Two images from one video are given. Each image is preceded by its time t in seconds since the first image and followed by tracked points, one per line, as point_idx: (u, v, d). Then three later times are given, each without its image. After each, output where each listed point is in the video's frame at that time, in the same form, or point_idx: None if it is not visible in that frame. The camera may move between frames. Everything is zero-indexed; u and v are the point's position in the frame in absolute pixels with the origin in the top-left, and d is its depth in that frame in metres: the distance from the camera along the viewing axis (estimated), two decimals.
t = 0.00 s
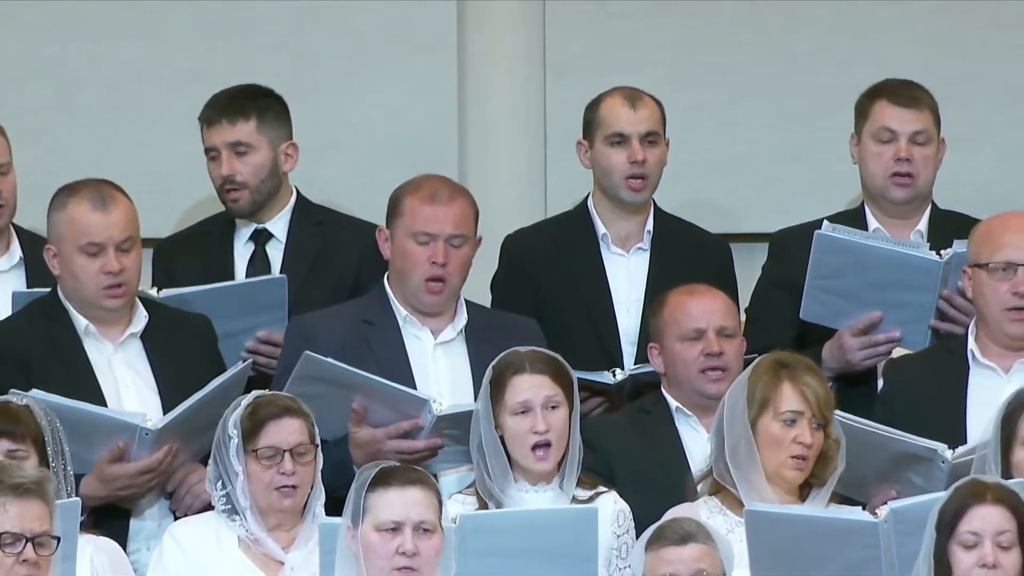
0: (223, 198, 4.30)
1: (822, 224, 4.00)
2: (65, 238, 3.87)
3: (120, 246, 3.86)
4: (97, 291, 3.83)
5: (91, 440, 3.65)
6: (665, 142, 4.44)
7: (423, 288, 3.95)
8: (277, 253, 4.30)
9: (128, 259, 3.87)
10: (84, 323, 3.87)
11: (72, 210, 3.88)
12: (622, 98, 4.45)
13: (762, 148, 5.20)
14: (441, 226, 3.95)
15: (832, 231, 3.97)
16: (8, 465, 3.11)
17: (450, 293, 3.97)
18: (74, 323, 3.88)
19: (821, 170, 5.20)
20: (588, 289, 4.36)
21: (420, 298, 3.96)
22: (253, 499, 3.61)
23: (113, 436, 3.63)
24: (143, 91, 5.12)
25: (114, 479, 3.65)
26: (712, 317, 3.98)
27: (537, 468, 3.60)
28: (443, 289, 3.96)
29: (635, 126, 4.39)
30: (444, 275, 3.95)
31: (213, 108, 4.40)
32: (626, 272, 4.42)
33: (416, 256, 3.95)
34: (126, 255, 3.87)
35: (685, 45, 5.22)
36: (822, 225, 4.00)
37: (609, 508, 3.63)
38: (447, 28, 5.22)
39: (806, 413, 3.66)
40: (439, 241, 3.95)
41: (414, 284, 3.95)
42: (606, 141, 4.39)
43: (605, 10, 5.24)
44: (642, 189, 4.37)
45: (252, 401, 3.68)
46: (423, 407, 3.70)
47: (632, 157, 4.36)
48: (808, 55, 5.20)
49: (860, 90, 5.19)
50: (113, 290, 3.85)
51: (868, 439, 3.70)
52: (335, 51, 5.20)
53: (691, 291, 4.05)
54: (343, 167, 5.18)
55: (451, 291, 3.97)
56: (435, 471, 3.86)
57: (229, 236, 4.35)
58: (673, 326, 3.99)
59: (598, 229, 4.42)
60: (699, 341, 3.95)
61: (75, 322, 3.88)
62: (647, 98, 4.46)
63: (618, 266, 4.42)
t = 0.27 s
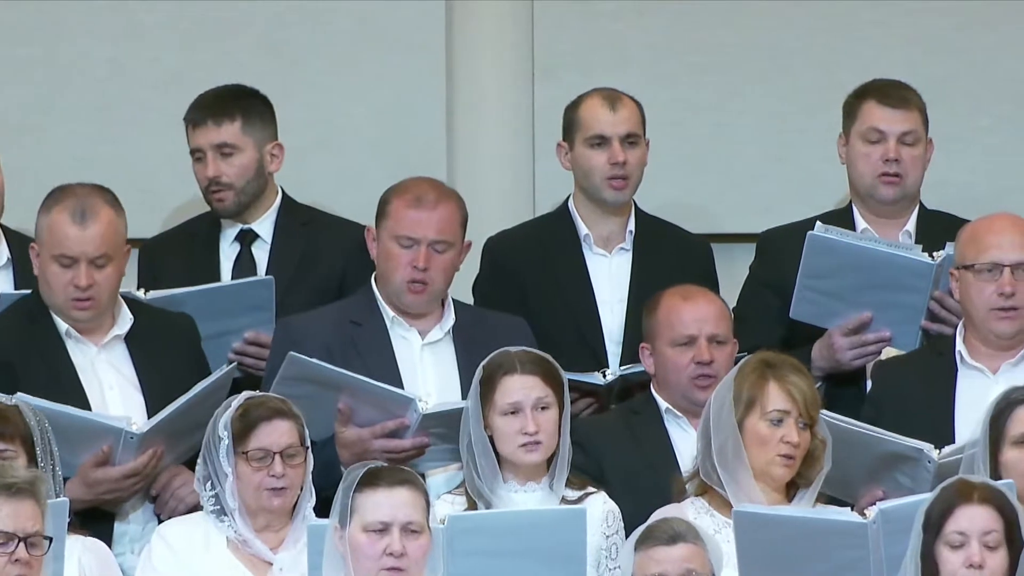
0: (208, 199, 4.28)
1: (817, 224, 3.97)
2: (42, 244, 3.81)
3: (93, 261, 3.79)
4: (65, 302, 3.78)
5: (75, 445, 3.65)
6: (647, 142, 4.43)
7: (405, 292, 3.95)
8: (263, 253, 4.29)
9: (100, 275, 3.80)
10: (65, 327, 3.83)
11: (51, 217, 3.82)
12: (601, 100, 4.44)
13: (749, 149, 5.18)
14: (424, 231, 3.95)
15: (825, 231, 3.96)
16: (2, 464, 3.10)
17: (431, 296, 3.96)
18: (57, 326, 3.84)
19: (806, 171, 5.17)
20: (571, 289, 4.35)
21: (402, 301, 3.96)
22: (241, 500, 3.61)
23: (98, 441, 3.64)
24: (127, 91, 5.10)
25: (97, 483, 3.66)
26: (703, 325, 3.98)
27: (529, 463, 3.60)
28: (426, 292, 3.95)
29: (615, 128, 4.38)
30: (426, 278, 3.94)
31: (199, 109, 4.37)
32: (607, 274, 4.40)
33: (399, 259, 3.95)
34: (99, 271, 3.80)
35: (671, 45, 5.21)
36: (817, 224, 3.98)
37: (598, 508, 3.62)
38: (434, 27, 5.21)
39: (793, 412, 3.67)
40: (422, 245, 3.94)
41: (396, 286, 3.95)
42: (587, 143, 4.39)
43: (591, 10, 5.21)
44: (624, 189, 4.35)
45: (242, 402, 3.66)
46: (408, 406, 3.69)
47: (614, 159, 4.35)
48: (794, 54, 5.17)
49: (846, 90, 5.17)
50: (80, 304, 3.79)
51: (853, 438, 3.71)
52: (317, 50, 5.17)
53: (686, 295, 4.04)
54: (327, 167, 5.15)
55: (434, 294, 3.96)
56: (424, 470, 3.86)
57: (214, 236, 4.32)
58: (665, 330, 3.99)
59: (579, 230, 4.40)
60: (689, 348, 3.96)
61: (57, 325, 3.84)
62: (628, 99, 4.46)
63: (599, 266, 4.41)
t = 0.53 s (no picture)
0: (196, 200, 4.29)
1: (810, 224, 3.97)
2: (24, 246, 3.81)
3: (76, 261, 3.79)
4: (49, 304, 3.79)
5: (65, 445, 3.63)
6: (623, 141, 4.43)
7: (394, 293, 3.97)
8: (251, 254, 4.30)
9: (83, 275, 3.80)
10: (49, 328, 3.84)
11: (32, 220, 3.81)
12: (576, 100, 4.43)
13: (739, 148, 5.19)
14: (413, 229, 3.96)
15: (818, 231, 3.95)
16: None
17: (418, 299, 3.98)
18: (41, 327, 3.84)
19: (797, 170, 5.18)
20: (550, 287, 4.35)
21: (390, 302, 3.98)
22: (233, 500, 3.61)
23: (88, 440, 3.63)
24: (117, 91, 5.10)
25: (88, 483, 3.65)
26: (695, 321, 3.99)
27: (517, 466, 3.60)
28: (414, 292, 3.97)
29: (591, 128, 4.38)
30: (413, 277, 3.96)
31: (187, 110, 4.37)
32: (591, 274, 4.40)
33: (387, 257, 3.95)
34: (82, 271, 3.80)
35: (662, 44, 5.20)
36: (810, 225, 3.97)
37: (586, 509, 3.61)
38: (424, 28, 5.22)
39: (782, 412, 3.66)
40: (410, 243, 3.95)
41: (385, 287, 3.96)
42: (563, 144, 4.39)
43: (582, 10, 5.21)
44: (601, 193, 4.36)
45: (233, 401, 3.67)
46: (397, 408, 3.70)
47: (591, 159, 4.35)
48: (784, 55, 5.18)
49: (837, 90, 5.18)
50: (64, 305, 3.79)
51: (846, 440, 3.70)
52: (308, 51, 5.17)
53: (678, 294, 4.04)
54: (317, 167, 5.15)
55: (421, 294, 3.98)
56: (416, 469, 3.87)
57: (201, 237, 4.33)
58: (657, 327, 4.00)
59: (560, 231, 4.41)
60: (682, 344, 3.96)
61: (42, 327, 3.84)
62: (603, 99, 4.46)
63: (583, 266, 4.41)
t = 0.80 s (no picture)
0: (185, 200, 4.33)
1: (799, 224, 3.98)
2: (8, 246, 3.83)
3: (59, 258, 3.81)
4: (34, 302, 3.81)
5: (53, 442, 3.64)
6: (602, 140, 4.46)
7: (383, 291, 3.96)
8: (239, 254, 4.35)
9: (67, 272, 3.82)
10: (36, 327, 3.86)
11: (14, 219, 3.83)
12: (553, 100, 4.46)
13: (729, 148, 5.19)
14: (402, 225, 3.96)
15: (809, 231, 3.96)
16: None
17: (407, 298, 3.98)
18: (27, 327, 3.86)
19: (787, 170, 5.18)
20: (533, 286, 4.35)
21: (380, 301, 3.98)
22: (223, 499, 3.60)
23: (79, 436, 3.64)
24: (108, 93, 5.13)
25: (78, 480, 3.66)
26: (691, 317, 3.99)
27: (503, 469, 3.60)
28: (404, 289, 3.97)
29: (569, 127, 4.40)
30: (404, 273, 3.96)
31: (176, 109, 4.42)
32: (574, 274, 4.40)
33: (377, 254, 3.95)
34: (66, 268, 3.82)
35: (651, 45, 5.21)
36: (799, 226, 3.98)
37: (573, 508, 3.62)
38: (413, 29, 5.23)
39: (773, 411, 3.64)
40: (400, 240, 3.96)
41: (375, 284, 3.96)
42: (542, 145, 4.41)
43: (571, 10, 5.21)
44: (581, 193, 4.37)
45: (222, 401, 3.67)
46: (389, 405, 3.67)
47: (570, 158, 4.37)
48: (773, 54, 5.17)
49: (827, 90, 5.16)
50: (50, 302, 3.81)
51: (830, 434, 3.67)
52: (299, 52, 5.19)
53: (673, 291, 4.05)
54: (307, 167, 5.17)
55: (411, 292, 3.97)
56: (407, 468, 3.85)
57: (191, 237, 4.40)
58: (652, 324, 3.99)
59: (542, 232, 4.41)
60: (678, 340, 3.96)
61: (27, 326, 3.86)
62: (579, 98, 4.48)
63: (564, 267, 4.40)
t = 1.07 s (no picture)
0: (174, 200, 4.35)
1: (794, 220, 3.98)
2: None
3: (46, 258, 3.81)
4: (22, 301, 3.81)
5: (43, 442, 3.64)
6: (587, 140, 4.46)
7: (376, 289, 3.95)
8: (229, 255, 4.37)
9: (55, 271, 3.83)
10: (24, 328, 3.86)
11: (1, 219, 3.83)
12: (538, 101, 4.47)
13: (720, 148, 5.19)
14: (395, 224, 3.96)
15: (801, 229, 3.92)
16: None
17: (401, 297, 3.96)
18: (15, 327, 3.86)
19: (779, 170, 5.17)
20: (519, 287, 4.35)
21: (372, 301, 3.96)
22: (212, 499, 3.60)
23: (69, 435, 3.64)
24: (99, 93, 5.13)
25: (67, 480, 3.65)
26: (681, 317, 3.99)
27: (487, 470, 3.60)
28: (397, 289, 3.94)
29: (554, 127, 4.41)
30: (397, 272, 3.95)
31: (165, 110, 4.44)
32: (562, 274, 4.40)
33: (370, 253, 3.95)
34: (53, 267, 3.83)
35: (641, 45, 5.21)
36: (794, 222, 3.98)
37: (561, 509, 3.62)
38: (404, 29, 5.23)
39: (763, 411, 3.63)
40: (394, 239, 3.95)
41: (368, 283, 3.95)
42: (527, 146, 4.41)
43: (561, 11, 5.21)
44: (567, 194, 4.38)
45: (210, 401, 3.67)
46: (382, 404, 3.66)
47: (555, 158, 4.37)
48: (764, 54, 5.16)
49: (818, 90, 5.16)
50: (37, 302, 3.82)
51: (820, 433, 3.64)
52: (290, 53, 5.20)
53: (661, 290, 4.05)
54: (298, 168, 5.17)
55: (405, 292, 3.95)
56: (399, 468, 3.84)
57: (181, 238, 4.42)
58: (641, 324, 4.00)
59: (528, 233, 4.41)
60: (668, 340, 3.97)
61: (16, 327, 3.86)
62: (564, 98, 4.49)
63: (553, 267, 4.41)
